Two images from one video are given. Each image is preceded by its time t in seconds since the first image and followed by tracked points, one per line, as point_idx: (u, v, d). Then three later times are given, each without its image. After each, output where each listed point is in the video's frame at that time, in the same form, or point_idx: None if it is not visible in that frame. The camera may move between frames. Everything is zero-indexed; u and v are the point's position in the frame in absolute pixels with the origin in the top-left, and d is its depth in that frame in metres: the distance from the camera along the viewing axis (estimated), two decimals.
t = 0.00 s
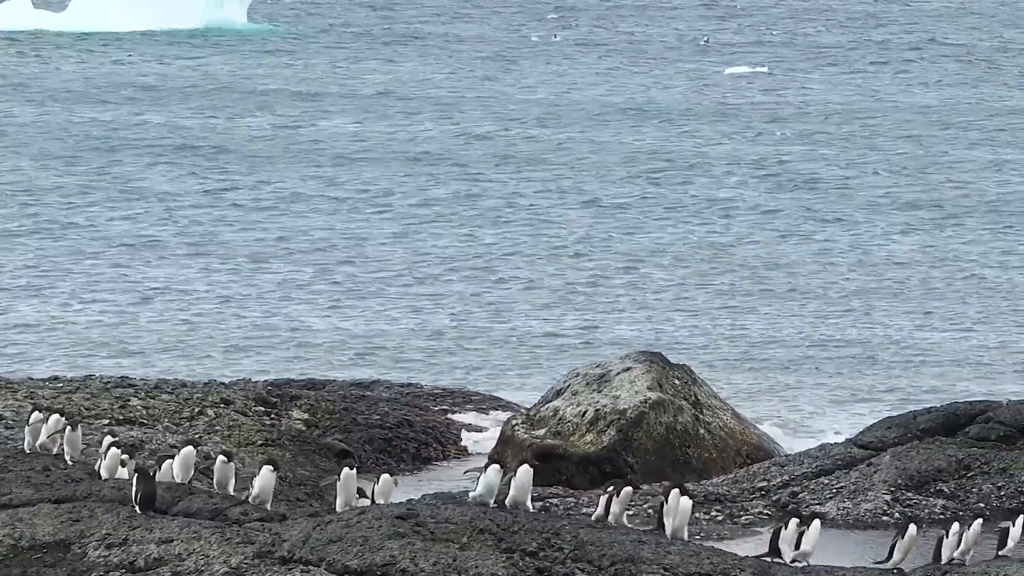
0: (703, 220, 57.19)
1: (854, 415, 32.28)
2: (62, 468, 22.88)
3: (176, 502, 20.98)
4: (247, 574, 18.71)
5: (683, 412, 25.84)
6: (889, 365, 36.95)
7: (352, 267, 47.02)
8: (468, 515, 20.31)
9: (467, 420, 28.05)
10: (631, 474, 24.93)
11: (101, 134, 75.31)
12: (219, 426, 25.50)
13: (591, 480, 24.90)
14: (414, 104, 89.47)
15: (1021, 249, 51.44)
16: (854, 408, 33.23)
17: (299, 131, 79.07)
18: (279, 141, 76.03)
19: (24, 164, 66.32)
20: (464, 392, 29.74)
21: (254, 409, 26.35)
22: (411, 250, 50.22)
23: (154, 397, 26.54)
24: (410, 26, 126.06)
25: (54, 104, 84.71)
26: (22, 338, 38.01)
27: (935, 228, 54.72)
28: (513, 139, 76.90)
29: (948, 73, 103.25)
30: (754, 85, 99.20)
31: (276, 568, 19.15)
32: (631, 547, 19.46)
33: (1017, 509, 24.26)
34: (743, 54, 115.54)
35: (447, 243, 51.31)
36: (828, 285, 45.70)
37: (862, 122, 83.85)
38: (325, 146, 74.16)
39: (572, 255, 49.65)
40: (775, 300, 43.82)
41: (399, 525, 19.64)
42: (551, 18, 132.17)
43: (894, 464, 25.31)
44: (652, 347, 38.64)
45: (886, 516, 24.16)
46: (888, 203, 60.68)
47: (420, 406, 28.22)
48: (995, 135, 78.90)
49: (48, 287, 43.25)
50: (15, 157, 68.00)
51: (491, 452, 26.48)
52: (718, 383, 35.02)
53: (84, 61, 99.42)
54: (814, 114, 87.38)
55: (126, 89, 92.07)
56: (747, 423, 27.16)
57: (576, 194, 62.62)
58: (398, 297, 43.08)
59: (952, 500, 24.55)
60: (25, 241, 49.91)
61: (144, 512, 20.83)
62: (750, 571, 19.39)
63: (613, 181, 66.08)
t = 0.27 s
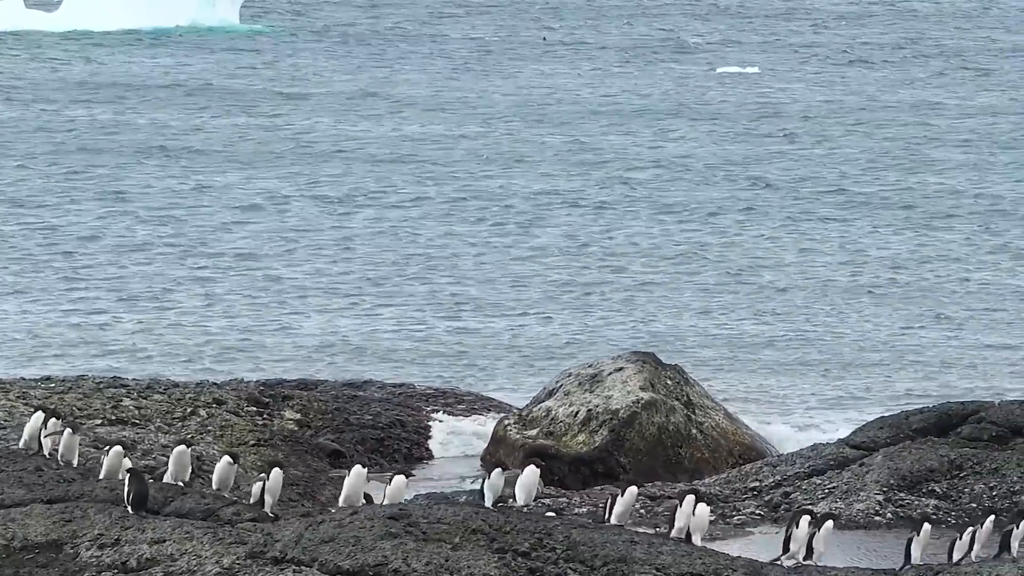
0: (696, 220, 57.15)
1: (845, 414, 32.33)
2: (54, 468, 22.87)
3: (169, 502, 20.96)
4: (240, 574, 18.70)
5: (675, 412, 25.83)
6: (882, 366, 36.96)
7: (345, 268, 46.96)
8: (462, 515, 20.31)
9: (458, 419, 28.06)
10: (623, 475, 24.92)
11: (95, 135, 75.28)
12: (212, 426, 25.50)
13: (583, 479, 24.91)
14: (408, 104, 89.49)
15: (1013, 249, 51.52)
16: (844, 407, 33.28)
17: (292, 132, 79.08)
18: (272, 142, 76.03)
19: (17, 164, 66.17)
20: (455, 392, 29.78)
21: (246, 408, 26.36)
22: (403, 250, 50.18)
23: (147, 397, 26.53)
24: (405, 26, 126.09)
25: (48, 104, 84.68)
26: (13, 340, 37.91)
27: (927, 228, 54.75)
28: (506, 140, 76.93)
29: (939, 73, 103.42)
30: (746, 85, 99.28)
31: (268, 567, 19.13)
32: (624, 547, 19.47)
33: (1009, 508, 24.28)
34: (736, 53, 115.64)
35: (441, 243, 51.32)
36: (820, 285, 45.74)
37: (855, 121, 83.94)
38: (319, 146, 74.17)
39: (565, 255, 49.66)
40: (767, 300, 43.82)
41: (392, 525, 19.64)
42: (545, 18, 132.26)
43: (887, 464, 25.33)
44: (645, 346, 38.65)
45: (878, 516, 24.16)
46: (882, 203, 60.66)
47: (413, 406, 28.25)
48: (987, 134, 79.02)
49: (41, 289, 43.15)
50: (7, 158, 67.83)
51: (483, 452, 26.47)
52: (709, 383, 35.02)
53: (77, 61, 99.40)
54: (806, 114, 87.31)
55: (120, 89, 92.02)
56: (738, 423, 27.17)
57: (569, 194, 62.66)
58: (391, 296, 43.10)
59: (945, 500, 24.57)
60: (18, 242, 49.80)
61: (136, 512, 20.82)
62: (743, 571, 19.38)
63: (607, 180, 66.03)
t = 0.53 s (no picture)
0: (690, 220, 57.13)
1: (838, 413, 32.36)
2: (48, 469, 22.82)
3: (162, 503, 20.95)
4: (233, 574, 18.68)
5: (668, 412, 25.84)
6: (876, 366, 36.97)
7: (340, 268, 46.92)
8: (455, 515, 20.29)
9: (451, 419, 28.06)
10: (616, 475, 24.92)
11: (90, 134, 75.24)
12: (205, 426, 25.49)
13: (576, 480, 24.92)
14: (402, 104, 89.52)
15: (1005, 248, 51.60)
16: (836, 406, 33.33)
17: (287, 132, 79.07)
18: (267, 142, 76.04)
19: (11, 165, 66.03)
20: (448, 392, 29.78)
21: (239, 409, 26.35)
22: (398, 250, 50.15)
23: (140, 398, 26.51)
24: (400, 24, 126.10)
25: (42, 104, 84.64)
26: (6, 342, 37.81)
27: (921, 228, 54.75)
28: (501, 139, 76.98)
29: (932, 73, 103.54)
30: (739, 85, 99.38)
31: (261, 567, 19.12)
32: (617, 547, 19.46)
33: (1001, 508, 24.29)
34: (729, 53, 115.74)
35: (435, 243, 51.34)
36: (814, 284, 45.77)
37: (848, 121, 84.05)
38: (314, 146, 74.18)
39: (559, 255, 49.68)
40: (762, 300, 43.82)
41: (385, 526, 19.62)
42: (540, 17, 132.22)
43: (880, 463, 25.34)
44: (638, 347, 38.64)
45: (871, 516, 24.16)
46: (876, 203, 60.68)
47: (406, 406, 28.25)
48: (980, 133, 79.14)
49: (34, 289, 43.06)
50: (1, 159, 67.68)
51: (477, 453, 26.47)
52: (702, 385, 35.03)
53: (72, 60, 99.37)
54: (800, 114, 87.32)
55: (115, 88, 91.97)
56: (731, 423, 27.19)
57: (564, 194, 62.67)
58: (385, 297, 43.07)
59: (938, 500, 24.59)
60: (11, 243, 49.69)
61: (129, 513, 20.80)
62: (736, 571, 19.39)
63: (600, 180, 66.01)
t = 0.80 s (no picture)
0: (685, 220, 57.11)
1: (828, 412, 32.38)
2: (42, 469, 22.80)
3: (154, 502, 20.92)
4: (225, 574, 18.65)
5: (662, 412, 25.83)
6: (870, 367, 36.97)
7: (335, 268, 46.88)
8: (447, 515, 20.26)
9: (444, 418, 28.07)
10: (609, 474, 24.92)
11: (83, 134, 75.15)
12: (198, 426, 25.49)
13: (569, 481, 24.92)
14: (395, 104, 89.49)
15: (999, 248, 51.61)
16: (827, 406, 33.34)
17: (280, 132, 79.04)
18: (260, 142, 76.00)
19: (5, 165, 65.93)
20: (442, 392, 29.78)
21: (232, 409, 26.34)
22: (392, 250, 50.12)
23: (133, 398, 26.49)
24: (394, 24, 126.12)
25: (35, 104, 84.53)
26: None
27: (916, 229, 54.76)
28: (494, 139, 76.98)
29: (924, 73, 103.65)
30: (730, 85, 99.40)
31: (254, 567, 19.09)
32: (610, 547, 19.44)
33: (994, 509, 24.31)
34: (720, 52, 115.82)
35: (429, 243, 51.34)
36: (807, 283, 45.79)
37: (840, 122, 84.09)
38: (307, 147, 74.15)
39: (553, 255, 49.68)
40: (756, 300, 43.82)
41: (377, 526, 19.60)
42: (535, 17, 132.17)
43: (873, 463, 25.34)
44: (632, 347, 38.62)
45: (865, 516, 24.16)
46: (871, 203, 60.67)
47: (398, 407, 28.25)
48: (971, 132, 79.24)
49: (28, 290, 43.00)
50: None
51: (470, 453, 26.47)
52: (695, 385, 35.03)
53: (65, 60, 99.27)
54: (794, 115, 87.30)
55: (108, 87, 91.87)
56: (724, 423, 27.18)
57: (558, 193, 62.67)
58: (380, 298, 43.04)
59: (931, 500, 24.59)
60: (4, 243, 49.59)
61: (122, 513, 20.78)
62: (729, 571, 19.36)
63: (596, 181, 65.99)
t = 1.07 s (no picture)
0: (680, 219, 57.06)
1: (818, 410, 32.39)
2: (35, 469, 22.77)
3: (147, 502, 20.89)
4: (218, 574, 18.60)
5: (654, 412, 25.82)
6: (863, 367, 36.94)
7: (330, 268, 46.82)
8: (441, 515, 20.21)
9: (436, 419, 28.08)
10: (602, 474, 24.91)
11: (76, 134, 75.02)
12: (190, 426, 25.48)
13: (562, 481, 24.92)
14: (389, 106, 89.44)
15: (994, 247, 51.61)
16: (817, 405, 33.34)
17: (275, 133, 78.97)
18: (253, 142, 75.91)
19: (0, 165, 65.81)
20: (434, 392, 29.79)
21: (225, 409, 26.33)
22: (387, 250, 50.06)
23: (126, 397, 26.47)
24: (388, 25, 126.11)
25: (28, 104, 84.38)
26: None
27: (911, 229, 54.75)
28: (488, 140, 76.97)
29: (914, 72, 103.69)
30: (723, 84, 99.39)
31: (247, 567, 19.04)
32: (603, 547, 19.39)
33: (986, 509, 24.30)
34: (711, 52, 115.81)
35: (422, 244, 51.32)
36: (801, 284, 45.79)
37: (833, 122, 84.11)
38: (301, 147, 74.10)
39: (546, 255, 49.66)
40: (751, 300, 43.79)
41: (370, 526, 19.55)
42: (530, 17, 132.15)
43: (866, 463, 25.33)
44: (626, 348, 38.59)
45: (858, 516, 24.17)
46: (866, 203, 60.65)
47: (391, 407, 28.25)
48: (964, 131, 79.29)
49: (22, 291, 42.92)
50: None
51: (464, 453, 26.47)
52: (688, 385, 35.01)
53: (57, 60, 99.10)
54: (788, 114, 87.30)
55: (102, 87, 91.73)
56: (717, 423, 27.18)
57: (552, 193, 62.65)
58: (375, 298, 43.01)
59: (924, 500, 24.59)
60: None
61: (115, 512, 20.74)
62: (722, 571, 19.32)
63: (591, 181, 65.95)
